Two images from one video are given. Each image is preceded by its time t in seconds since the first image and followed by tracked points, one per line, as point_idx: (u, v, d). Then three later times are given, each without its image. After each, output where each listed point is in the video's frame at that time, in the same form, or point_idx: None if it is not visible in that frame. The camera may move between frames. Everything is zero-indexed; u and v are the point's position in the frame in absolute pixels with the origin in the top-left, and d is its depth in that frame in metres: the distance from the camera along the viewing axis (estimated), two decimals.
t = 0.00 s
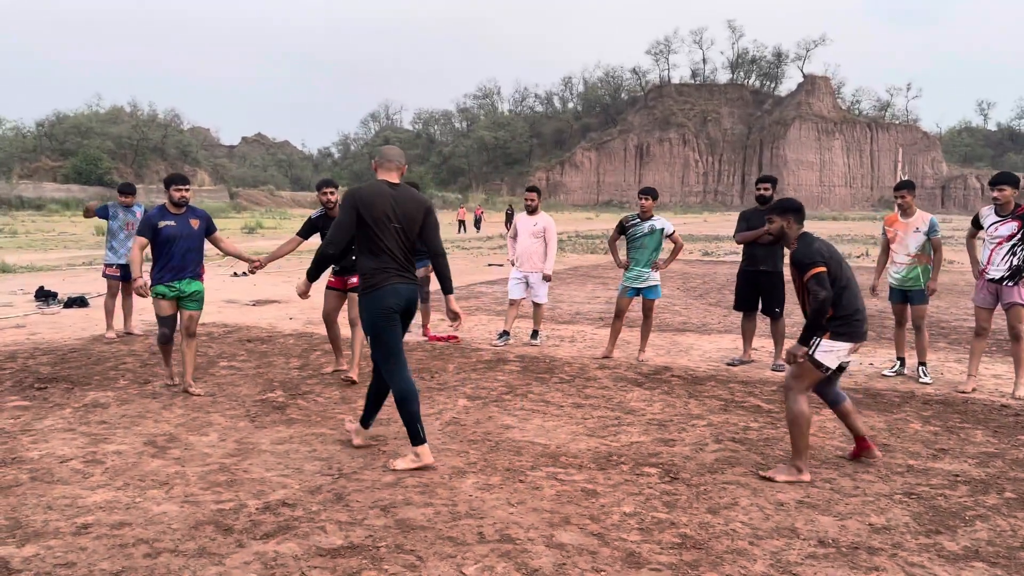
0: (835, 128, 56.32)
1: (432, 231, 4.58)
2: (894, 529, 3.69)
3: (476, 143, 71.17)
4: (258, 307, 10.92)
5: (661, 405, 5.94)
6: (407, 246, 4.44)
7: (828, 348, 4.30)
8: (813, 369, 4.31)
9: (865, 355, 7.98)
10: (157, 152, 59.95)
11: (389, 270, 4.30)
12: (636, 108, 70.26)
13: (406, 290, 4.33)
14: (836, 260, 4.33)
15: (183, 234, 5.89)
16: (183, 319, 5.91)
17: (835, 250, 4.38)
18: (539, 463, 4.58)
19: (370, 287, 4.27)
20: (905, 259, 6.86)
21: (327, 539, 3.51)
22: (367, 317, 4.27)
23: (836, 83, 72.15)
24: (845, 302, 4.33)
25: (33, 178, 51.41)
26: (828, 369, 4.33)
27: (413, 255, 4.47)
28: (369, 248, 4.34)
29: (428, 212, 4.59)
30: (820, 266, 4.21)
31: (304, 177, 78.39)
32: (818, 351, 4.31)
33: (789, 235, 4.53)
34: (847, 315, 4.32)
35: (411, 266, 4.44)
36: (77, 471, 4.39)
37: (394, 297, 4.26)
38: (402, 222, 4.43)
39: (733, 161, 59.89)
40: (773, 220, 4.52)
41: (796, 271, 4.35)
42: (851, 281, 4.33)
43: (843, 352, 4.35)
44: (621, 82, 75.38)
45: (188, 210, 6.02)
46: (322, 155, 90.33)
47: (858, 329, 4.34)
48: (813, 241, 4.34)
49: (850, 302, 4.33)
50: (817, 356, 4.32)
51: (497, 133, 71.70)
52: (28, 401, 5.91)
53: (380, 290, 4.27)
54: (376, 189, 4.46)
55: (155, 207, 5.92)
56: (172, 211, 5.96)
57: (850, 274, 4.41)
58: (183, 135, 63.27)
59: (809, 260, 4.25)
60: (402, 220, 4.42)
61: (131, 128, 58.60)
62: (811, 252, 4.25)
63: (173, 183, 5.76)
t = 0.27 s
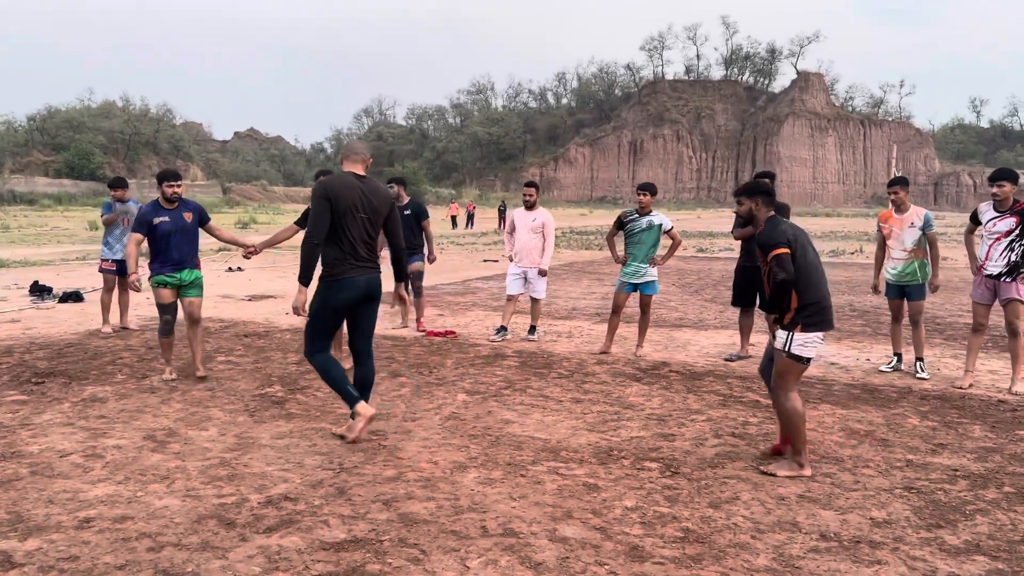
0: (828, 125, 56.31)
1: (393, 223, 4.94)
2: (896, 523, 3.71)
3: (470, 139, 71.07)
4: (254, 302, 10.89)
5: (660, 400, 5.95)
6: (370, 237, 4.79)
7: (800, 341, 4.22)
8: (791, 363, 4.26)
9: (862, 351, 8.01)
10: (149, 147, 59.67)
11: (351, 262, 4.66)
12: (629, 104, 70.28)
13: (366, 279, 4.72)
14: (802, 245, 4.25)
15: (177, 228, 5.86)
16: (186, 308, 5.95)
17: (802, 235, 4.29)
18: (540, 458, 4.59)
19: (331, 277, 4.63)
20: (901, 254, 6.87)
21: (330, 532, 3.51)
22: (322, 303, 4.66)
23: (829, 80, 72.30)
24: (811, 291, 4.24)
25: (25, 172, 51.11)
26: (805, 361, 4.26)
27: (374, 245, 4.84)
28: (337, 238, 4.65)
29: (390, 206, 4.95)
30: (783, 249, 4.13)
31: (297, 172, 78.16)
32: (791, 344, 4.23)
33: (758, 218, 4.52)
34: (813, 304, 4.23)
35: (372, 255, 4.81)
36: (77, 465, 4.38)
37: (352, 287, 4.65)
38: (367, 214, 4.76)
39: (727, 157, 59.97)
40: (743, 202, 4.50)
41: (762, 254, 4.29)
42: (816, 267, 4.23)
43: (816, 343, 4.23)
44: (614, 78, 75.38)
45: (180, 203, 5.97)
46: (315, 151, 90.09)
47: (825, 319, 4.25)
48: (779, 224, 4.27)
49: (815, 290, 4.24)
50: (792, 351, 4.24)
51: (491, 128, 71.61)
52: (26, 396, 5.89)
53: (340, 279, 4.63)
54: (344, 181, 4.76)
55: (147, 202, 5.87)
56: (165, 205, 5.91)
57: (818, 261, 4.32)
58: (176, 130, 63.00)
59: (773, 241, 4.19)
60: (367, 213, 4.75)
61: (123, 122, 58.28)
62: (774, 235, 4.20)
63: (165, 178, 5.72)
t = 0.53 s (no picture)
0: (827, 119, 55.79)
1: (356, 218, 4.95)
2: (895, 516, 3.72)
3: (468, 132, 70.97)
4: (252, 294, 10.89)
5: (660, 393, 5.97)
6: (334, 231, 4.79)
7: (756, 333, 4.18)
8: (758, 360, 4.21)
9: (860, 345, 8.04)
10: (146, 139, 59.49)
11: (311, 254, 4.66)
12: (627, 98, 70.21)
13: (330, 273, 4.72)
14: (760, 235, 4.23)
15: (184, 221, 6.04)
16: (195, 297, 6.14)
17: (762, 225, 4.27)
18: (540, 450, 4.59)
19: (290, 270, 4.63)
20: (899, 248, 6.87)
21: (332, 523, 3.51)
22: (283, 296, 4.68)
23: (827, 75, 72.27)
24: (764, 282, 4.21)
25: (21, 164, 50.94)
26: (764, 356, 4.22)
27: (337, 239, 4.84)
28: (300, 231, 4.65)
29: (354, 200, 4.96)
30: (739, 234, 4.11)
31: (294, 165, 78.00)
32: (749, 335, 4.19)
33: (727, 204, 4.42)
34: (766, 295, 4.20)
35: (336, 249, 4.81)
36: (78, 456, 4.38)
37: (314, 279, 4.65)
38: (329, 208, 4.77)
39: (725, 152, 59.97)
40: (713, 189, 4.40)
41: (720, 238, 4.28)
42: (770, 258, 4.21)
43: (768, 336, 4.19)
44: (612, 72, 75.27)
45: (187, 197, 6.16)
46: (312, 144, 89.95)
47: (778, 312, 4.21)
48: (739, 211, 4.26)
49: (768, 282, 4.22)
50: (752, 348, 4.20)
51: (489, 122, 71.50)
52: (25, 387, 5.88)
53: (302, 272, 4.64)
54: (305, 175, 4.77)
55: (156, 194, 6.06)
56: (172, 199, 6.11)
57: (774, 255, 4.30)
58: (173, 122, 62.82)
59: (729, 225, 4.18)
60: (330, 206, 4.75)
61: (120, 114, 58.07)
62: (734, 220, 4.16)
63: (174, 172, 5.88)
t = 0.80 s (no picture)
0: (830, 115, 56.02)
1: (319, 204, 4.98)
2: (898, 511, 3.72)
3: (470, 126, 70.87)
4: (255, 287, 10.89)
5: (662, 387, 5.97)
6: (290, 217, 4.88)
7: (696, 319, 4.23)
8: (677, 342, 4.26)
9: (863, 340, 8.03)
10: (148, 131, 59.45)
11: (268, 239, 4.79)
12: (630, 92, 70.06)
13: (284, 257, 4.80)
14: (722, 228, 4.29)
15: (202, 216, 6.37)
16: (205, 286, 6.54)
17: (727, 221, 4.34)
18: (542, 444, 4.59)
19: (249, 254, 4.77)
20: (902, 243, 6.85)
21: (334, 516, 3.52)
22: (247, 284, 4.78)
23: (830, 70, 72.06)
24: (719, 274, 4.27)
25: (23, 155, 50.91)
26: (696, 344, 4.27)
27: (296, 226, 4.93)
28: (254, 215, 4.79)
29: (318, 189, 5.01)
30: (699, 224, 4.19)
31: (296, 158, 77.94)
32: (688, 320, 4.24)
33: (692, 195, 4.48)
34: (718, 287, 4.25)
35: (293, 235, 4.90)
36: (81, 447, 4.38)
37: (272, 263, 4.76)
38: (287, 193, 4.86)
39: (727, 146, 59.85)
40: (678, 178, 4.47)
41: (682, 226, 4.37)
42: (729, 254, 4.28)
43: (712, 325, 4.24)
44: (615, 66, 75.10)
45: (208, 193, 6.54)
46: (315, 137, 89.87)
47: (730, 305, 4.26)
48: (703, 203, 4.34)
49: (723, 275, 4.27)
50: (684, 330, 4.25)
51: (491, 115, 71.37)
52: (28, 378, 5.89)
53: (255, 255, 4.77)
54: (262, 162, 4.91)
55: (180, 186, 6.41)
56: (194, 193, 6.47)
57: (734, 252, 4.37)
58: (175, 114, 62.77)
59: (689, 214, 4.28)
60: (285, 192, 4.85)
61: (122, 106, 58.01)
62: (695, 210, 4.25)
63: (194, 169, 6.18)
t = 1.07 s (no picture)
0: (837, 110, 55.81)
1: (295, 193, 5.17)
2: (903, 507, 3.71)
3: (476, 120, 70.77)
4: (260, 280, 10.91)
5: (668, 382, 5.96)
6: (266, 207, 5.11)
7: (639, 315, 4.21)
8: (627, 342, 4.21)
9: (869, 336, 8.00)
10: (154, 124, 59.52)
11: (245, 228, 5.05)
12: (637, 86, 69.85)
13: (260, 246, 5.04)
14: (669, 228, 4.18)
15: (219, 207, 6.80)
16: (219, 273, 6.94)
17: (679, 219, 4.21)
18: (547, 438, 4.59)
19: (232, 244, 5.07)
20: (909, 239, 6.81)
21: (339, 508, 3.52)
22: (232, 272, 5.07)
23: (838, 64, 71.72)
24: (665, 274, 4.18)
25: (30, 148, 51.02)
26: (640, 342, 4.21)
27: (275, 215, 5.16)
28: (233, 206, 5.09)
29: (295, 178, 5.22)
30: (639, 226, 4.12)
31: (302, 151, 77.95)
32: (633, 319, 4.22)
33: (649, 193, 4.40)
34: (665, 286, 4.17)
35: (271, 224, 5.13)
36: (86, 439, 4.40)
37: (253, 250, 5.00)
38: (262, 184, 5.12)
39: (734, 141, 59.66)
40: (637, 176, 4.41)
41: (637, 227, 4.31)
42: (676, 253, 4.15)
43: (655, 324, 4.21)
44: (622, 60, 74.87)
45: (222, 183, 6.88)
46: (321, 130, 89.89)
47: (675, 304, 4.18)
48: (652, 203, 4.25)
49: (671, 275, 4.18)
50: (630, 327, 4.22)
51: (497, 109, 71.26)
52: (35, 369, 5.92)
53: (235, 244, 5.04)
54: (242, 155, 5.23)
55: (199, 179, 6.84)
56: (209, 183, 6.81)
57: (690, 249, 4.24)
58: (181, 107, 62.83)
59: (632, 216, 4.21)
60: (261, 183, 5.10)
61: (129, 100, 58.10)
62: (639, 211, 4.17)
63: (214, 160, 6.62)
